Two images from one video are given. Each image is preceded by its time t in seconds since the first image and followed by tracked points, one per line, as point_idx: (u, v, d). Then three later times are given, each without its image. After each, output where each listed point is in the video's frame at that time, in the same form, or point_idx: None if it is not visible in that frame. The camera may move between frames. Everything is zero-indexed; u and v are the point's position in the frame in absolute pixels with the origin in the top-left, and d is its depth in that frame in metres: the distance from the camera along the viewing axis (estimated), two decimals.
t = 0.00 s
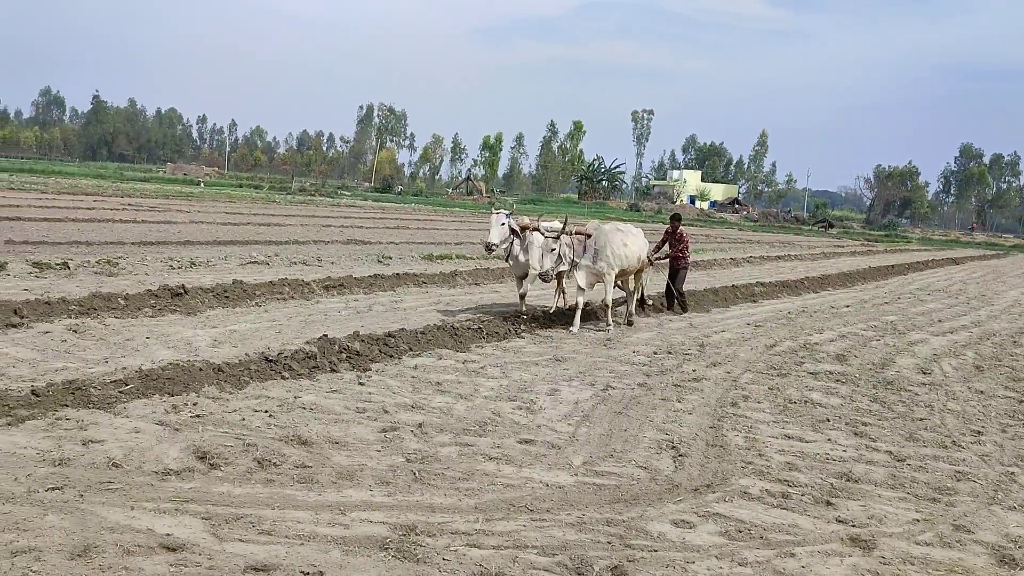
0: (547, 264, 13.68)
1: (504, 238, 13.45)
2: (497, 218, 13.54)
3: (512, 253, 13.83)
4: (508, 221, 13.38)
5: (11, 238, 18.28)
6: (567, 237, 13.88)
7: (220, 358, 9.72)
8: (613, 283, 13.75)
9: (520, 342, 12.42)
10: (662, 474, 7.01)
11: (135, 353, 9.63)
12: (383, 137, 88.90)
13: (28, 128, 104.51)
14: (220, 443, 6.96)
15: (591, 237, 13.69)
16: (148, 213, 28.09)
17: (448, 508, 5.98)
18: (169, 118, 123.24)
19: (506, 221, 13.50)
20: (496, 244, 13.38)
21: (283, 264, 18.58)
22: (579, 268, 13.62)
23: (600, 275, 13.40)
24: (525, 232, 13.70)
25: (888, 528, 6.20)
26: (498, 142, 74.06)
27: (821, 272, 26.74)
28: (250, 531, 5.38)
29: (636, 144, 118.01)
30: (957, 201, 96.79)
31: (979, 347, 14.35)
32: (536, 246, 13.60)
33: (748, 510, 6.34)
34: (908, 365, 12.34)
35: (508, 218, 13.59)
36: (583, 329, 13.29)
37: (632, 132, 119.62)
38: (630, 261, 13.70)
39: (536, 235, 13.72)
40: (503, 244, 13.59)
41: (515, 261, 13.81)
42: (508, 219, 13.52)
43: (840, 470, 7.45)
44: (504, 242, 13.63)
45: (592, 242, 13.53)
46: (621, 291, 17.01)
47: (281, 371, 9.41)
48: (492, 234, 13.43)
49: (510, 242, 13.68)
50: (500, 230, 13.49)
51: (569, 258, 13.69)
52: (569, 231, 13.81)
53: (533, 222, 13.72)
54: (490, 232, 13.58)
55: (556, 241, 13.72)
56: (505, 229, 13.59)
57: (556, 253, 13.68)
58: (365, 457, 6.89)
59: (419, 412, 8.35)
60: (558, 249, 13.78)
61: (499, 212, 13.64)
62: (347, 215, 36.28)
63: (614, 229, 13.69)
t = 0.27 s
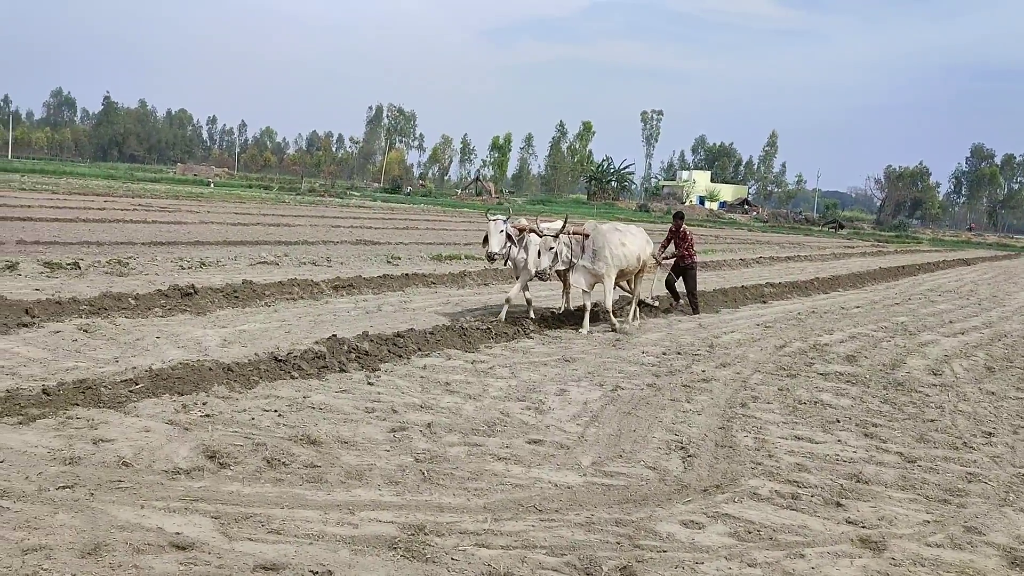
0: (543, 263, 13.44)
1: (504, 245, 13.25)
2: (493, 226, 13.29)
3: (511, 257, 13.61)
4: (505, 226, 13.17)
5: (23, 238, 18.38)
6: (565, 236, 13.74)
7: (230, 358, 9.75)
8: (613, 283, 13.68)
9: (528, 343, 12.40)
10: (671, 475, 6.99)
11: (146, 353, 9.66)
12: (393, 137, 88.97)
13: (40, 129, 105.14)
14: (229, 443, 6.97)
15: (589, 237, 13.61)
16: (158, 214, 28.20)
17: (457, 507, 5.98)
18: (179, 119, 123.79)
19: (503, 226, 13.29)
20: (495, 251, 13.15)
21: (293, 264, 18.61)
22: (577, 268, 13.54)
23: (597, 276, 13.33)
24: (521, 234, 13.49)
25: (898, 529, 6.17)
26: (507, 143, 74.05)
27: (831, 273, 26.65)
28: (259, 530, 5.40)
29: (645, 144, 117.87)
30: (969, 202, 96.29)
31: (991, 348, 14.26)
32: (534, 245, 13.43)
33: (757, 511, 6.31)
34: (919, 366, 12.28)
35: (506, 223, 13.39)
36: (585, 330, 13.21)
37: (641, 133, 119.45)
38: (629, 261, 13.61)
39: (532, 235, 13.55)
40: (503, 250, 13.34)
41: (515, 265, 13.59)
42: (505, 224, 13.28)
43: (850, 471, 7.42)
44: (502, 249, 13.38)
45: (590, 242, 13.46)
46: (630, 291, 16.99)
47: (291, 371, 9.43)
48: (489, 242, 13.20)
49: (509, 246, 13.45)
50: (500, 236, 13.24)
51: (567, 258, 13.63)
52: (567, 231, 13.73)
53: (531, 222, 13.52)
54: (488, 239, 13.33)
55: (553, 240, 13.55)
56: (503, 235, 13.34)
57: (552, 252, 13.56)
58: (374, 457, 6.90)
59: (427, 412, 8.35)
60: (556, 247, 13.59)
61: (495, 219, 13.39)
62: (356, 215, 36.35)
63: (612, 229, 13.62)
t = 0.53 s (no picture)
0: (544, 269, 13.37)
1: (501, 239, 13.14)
2: (494, 217, 13.15)
3: (506, 253, 13.49)
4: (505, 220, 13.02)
5: (33, 238, 18.47)
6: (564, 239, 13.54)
7: (238, 358, 9.78)
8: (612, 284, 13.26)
9: (536, 344, 12.39)
10: (679, 476, 6.98)
11: (155, 353, 9.71)
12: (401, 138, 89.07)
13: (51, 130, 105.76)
14: (238, 443, 6.99)
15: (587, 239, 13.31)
16: (167, 214, 28.30)
17: (465, 508, 5.98)
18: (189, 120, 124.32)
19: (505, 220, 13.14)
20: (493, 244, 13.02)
21: (301, 265, 18.66)
22: (573, 271, 13.29)
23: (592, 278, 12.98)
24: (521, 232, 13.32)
25: (907, 532, 6.14)
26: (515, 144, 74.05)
27: (840, 274, 26.56)
28: (267, 530, 5.41)
29: (653, 145, 117.74)
30: (979, 203, 95.83)
31: (1001, 350, 14.18)
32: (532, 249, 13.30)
33: (766, 513, 6.29)
34: (929, 368, 12.22)
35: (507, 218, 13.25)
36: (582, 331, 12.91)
37: (649, 134, 119.34)
38: (629, 261, 13.20)
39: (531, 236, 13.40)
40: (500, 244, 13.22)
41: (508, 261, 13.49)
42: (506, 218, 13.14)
43: (860, 473, 7.38)
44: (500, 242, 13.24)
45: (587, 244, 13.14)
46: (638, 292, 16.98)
47: (299, 371, 9.45)
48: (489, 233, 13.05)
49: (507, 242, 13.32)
50: (499, 229, 13.12)
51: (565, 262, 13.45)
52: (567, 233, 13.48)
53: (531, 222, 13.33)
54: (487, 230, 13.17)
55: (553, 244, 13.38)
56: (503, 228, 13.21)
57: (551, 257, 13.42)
58: (382, 457, 6.91)
59: (435, 413, 8.35)
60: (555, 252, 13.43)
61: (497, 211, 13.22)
62: (364, 216, 36.45)
63: (611, 230, 13.26)
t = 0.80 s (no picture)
0: (543, 269, 13.06)
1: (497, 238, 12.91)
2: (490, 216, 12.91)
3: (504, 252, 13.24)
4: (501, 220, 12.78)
5: (42, 238, 18.54)
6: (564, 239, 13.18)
7: (245, 358, 9.79)
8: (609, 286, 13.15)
9: (543, 344, 12.37)
10: (686, 478, 6.96)
11: (162, 352, 9.73)
12: (407, 138, 89.15)
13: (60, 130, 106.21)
14: (245, 442, 7.00)
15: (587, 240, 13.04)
16: (175, 214, 28.40)
17: (471, 509, 5.97)
18: (197, 120, 124.64)
19: (500, 219, 12.89)
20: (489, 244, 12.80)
21: (308, 265, 18.68)
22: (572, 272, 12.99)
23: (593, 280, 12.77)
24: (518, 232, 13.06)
25: (915, 534, 6.11)
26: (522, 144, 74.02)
27: (847, 276, 26.48)
28: (274, 530, 5.41)
29: (660, 146, 117.60)
30: (987, 204, 95.44)
31: (1010, 352, 14.10)
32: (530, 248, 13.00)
33: (773, 514, 6.27)
34: (937, 370, 12.16)
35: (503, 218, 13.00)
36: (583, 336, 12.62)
37: (656, 134, 119.15)
38: (629, 264, 13.13)
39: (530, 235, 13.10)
40: (496, 244, 12.98)
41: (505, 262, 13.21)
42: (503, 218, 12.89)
43: (867, 475, 7.35)
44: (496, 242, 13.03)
45: (587, 245, 12.92)
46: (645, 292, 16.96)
47: (306, 371, 9.46)
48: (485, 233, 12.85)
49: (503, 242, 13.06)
50: (494, 229, 12.87)
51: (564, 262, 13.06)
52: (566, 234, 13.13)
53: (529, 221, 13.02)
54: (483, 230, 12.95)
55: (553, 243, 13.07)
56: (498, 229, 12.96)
57: (550, 258, 13.12)
58: (389, 458, 6.91)
59: (441, 413, 8.34)
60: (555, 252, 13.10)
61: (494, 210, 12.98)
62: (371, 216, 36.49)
63: (611, 232, 13.14)
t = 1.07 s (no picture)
0: (538, 269, 12.87)
1: (488, 247, 12.84)
2: (480, 225, 12.82)
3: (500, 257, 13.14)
4: (489, 227, 12.69)
5: (47, 238, 18.59)
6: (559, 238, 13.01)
7: (249, 358, 9.80)
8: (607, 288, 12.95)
9: (545, 345, 12.37)
10: (690, 479, 6.95)
11: (166, 352, 9.75)
12: (412, 139, 89.20)
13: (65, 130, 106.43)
14: (249, 443, 7.01)
15: (583, 240, 12.88)
16: (180, 215, 28.45)
17: (474, 510, 5.98)
18: (202, 120, 124.88)
19: (489, 227, 12.83)
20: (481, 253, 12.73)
21: (312, 266, 18.70)
22: (568, 272, 12.85)
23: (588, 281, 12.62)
24: (510, 235, 12.93)
25: (919, 537, 6.10)
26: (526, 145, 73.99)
27: (852, 278, 26.46)
28: (278, 530, 5.42)
29: (665, 147, 117.55)
30: (992, 207, 95.19)
31: (1014, 355, 14.07)
32: (523, 249, 12.85)
33: (777, 517, 6.26)
34: (941, 373, 12.14)
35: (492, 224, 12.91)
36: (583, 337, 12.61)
37: (661, 135, 119.07)
38: (626, 266, 12.88)
39: (522, 236, 12.93)
40: (488, 251, 12.92)
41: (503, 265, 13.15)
42: (491, 225, 12.79)
43: (871, 477, 7.34)
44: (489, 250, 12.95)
45: (583, 245, 12.79)
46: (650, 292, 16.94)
47: (310, 371, 9.48)
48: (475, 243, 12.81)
49: (497, 246, 12.98)
50: (484, 239, 12.80)
51: (560, 262, 12.91)
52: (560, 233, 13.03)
53: (519, 222, 12.87)
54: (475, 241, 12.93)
55: (547, 243, 12.91)
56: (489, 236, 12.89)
57: (546, 257, 12.91)
58: (392, 458, 6.92)
59: (445, 414, 8.35)
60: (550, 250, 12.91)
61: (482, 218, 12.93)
62: (376, 217, 36.53)
63: (609, 233, 12.94)
